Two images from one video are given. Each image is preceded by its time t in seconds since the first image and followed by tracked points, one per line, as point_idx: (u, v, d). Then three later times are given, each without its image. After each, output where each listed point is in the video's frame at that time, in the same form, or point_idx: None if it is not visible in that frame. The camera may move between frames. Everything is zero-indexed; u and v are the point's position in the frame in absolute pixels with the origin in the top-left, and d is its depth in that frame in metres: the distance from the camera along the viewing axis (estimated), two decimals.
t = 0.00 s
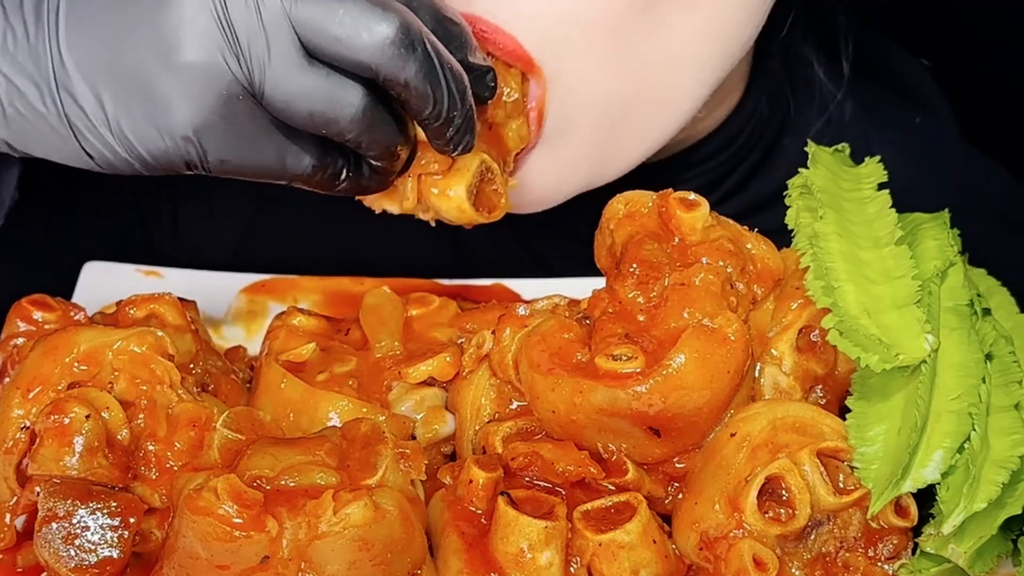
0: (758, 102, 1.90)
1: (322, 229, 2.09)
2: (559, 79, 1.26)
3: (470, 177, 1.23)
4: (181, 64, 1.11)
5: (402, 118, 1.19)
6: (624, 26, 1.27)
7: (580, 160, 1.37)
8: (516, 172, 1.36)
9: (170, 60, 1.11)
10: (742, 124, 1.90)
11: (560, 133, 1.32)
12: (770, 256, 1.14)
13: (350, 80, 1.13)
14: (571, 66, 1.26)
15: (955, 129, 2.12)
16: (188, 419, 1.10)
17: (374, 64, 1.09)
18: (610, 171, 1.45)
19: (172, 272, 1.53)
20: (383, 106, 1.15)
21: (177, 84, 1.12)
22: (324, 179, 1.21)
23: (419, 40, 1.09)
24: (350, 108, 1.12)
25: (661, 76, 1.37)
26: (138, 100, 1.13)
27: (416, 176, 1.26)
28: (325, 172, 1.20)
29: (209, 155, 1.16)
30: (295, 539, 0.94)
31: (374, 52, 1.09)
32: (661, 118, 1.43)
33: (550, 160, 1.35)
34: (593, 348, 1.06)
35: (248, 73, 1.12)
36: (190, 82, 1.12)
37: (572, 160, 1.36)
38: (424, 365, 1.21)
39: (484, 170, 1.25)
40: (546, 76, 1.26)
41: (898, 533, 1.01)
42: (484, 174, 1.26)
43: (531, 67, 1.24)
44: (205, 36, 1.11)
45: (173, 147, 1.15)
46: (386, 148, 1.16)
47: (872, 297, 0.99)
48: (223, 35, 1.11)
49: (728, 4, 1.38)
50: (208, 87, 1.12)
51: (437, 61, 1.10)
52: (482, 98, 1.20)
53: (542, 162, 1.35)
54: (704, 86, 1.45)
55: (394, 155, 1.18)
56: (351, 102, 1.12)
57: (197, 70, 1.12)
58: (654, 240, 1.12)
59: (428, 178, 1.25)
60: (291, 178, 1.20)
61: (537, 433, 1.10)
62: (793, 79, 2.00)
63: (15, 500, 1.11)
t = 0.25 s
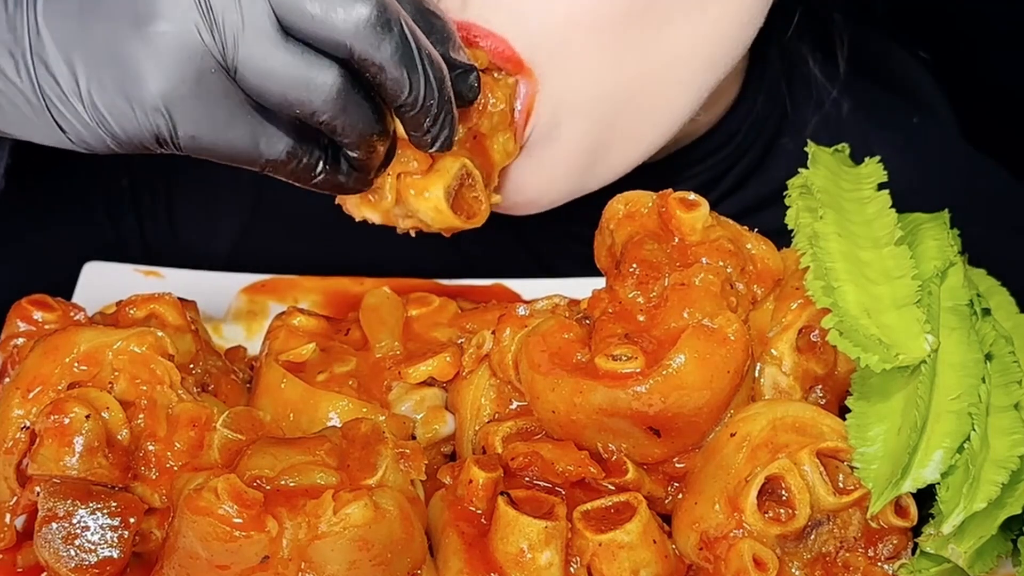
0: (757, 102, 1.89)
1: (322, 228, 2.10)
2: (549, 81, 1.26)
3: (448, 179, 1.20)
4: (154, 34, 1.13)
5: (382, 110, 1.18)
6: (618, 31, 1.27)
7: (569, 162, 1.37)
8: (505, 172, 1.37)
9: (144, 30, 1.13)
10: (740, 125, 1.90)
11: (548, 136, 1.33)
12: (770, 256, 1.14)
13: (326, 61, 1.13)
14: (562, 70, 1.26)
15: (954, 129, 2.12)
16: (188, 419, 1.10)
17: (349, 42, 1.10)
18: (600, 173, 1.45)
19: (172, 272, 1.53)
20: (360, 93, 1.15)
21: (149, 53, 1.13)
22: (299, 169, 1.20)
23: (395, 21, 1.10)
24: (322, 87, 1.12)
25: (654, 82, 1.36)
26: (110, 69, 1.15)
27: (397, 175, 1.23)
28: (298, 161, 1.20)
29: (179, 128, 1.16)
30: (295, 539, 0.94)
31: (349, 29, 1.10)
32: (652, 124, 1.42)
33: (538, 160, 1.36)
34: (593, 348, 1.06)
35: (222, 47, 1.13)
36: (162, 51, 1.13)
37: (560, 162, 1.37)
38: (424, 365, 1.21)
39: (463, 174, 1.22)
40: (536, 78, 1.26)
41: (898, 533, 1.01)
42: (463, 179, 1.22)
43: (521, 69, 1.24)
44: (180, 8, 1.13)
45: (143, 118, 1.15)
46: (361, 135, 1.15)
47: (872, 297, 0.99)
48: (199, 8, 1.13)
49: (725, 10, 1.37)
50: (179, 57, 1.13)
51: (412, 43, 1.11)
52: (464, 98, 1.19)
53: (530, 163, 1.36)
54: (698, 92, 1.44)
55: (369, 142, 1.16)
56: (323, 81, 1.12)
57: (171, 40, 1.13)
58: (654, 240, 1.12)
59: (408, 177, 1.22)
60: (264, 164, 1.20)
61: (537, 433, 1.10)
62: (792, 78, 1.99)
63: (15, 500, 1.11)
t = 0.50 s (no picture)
0: (757, 102, 1.89)
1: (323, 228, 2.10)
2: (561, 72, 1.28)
3: (441, 172, 1.17)
4: (146, 23, 1.14)
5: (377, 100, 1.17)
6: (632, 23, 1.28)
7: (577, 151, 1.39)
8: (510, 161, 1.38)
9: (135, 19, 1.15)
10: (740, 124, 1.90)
11: (558, 125, 1.34)
12: (769, 256, 1.14)
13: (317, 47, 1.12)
14: (574, 61, 1.27)
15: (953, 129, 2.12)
16: (188, 419, 1.10)
17: (340, 27, 1.09)
18: (604, 164, 1.46)
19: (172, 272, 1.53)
20: (355, 80, 1.13)
21: (141, 42, 1.14)
22: (294, 159, 1.19)
23: (387, 6, 1.09)
24: (313, 72, 1.11)
25: (662, 73, 1.38)
26: (101, 58, 1.16)
27: (391, 164, 1.20)
28: (293, 151, 1.18)
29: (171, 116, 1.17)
30: (295, 539, 0.94)
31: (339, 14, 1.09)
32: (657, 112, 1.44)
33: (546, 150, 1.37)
34: (593, 348, 1.06)
35: (213, 34, 1.13)
36: (154, 40, 1.14)
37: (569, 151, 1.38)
38: (424, 365, 1.21)
39: (456, 169, 1.20)
40: (549, 70, 1.27)
41: (898, 533, 1.01)
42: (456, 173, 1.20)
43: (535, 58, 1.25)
44: None
45: (137, 108, 1.17)
46: (356, 123, 1.14)
47: (872, 297, 0.99)
48: None
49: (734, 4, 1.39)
50: (169, 46, 1.14)
51: (404, 27, 1.10)
52: (458, 87, 1.18)
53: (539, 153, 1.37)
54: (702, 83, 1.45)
55: (363, 130, 1.15)
56: (315, 66, 1.11)
57: (161, 29, 1.14)
58: (654, 240, 1.12)
59: (401, 168, 1.19)
60: (258, 154, 1.19)
61: (536, 433, 1.10)
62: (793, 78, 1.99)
63: (15, 500, 1.11)
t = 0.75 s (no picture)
0: (759, 103, 1.90)
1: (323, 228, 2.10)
2: (581, 73, 1.28)
3: (489, 171, 1.23)
4: (197, 37, 1.16)
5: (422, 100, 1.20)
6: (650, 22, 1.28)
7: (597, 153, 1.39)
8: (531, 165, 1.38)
9: (186, 33, 1.16)
10: (741, 125, 1.90)
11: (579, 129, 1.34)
12: (769, 256, 1.14)
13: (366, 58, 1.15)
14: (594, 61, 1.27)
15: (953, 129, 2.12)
16: (188, 419, 1.10)
17: (391, 39, 1.11)
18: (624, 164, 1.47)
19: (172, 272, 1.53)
20: (400, 88, 1.17)
21: (193, 56, 1.16)
22: (339, 164, 1.22)
23: (434, 17, 1.11)
24: (364, 83, 1.13)
25: (677, 69, 1.38)
26: (153, 74, 1.18)
27: (435, 166, 1.25)
28: (337, 157, 1.22)
29: (223, 128, 1.19)
30: (295, 539, 0.94)
31: (390, 27, 1.11)
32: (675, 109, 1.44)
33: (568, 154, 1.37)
34: (593, 348, 1.06)
35: (265, 48, 1.15)
36: (204, 54, 1.16)
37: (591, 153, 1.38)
38: (424, 365, 1.21)
39: (498, 165, 1.25)
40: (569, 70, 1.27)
41: (898, 533, 1.02)
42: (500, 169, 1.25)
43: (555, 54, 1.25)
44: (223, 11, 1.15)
45: (188, 119, 1.18)
46: (402, 129, 1.18)
47: (872, 297, 0.99)
48: (240, 10, 1.15)
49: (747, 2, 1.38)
50: (220, 59, 1.16)
51: (452, 38, 1.12)
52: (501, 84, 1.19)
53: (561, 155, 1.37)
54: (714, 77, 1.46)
55: (410, 134, 1.19)
56: (364, 77, 1.13)
57: (212, 41, 1.15)
58: (654, 240, 1.12)
59: (446, 168, 1.24)
60: (305, 160, 1.22)
61: (536, 433, 1.10)
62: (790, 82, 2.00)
63: (15, 500, 1.11)
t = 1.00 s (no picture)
0: (761, 103, 1.88)
1: (324, 229, 2.09)
2: (586, 71, 1.29)
3: (515, 151, 1.30)
4: (235, 70, 1.16)
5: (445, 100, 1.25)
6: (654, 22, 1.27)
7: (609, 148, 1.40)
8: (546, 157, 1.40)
9: (223, 65, 1.16)
10: (744, 125, 1.88)
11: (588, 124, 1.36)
12: (769, 256, 1.14)
13: (398, 76, 1.18)
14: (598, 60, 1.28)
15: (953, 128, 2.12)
16: (188, 419, 1.10)
17: (422, 62, 1.14)
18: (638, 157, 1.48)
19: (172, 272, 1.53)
20: (428, 98, 1.21)
21: (232, 89, 1.17)
22: (368, 164, 1.29)
23: (464, 37, 1.14)
24: (397, 105, 1.18)
25: (687, 68, 1.37)
26: (192, 104, 1.18)
27: (463, 155, 1.34)
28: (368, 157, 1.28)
29: (262, 153, 1.22)
30: (295, 539, 0.94)
31: (420, 51, 1.13)
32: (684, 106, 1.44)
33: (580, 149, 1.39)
34: (593, 348, 1.06)
35: (301, 76, 1.17)
36: (243, 85, 1.17)
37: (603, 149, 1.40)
38: (424, 365, 1.21)
39: (524, 145, 1.33)
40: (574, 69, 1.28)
41: (898, 533, 1.01)
42: (525, 153, 1.35)
43: (559, 46, 1.26)
44: (257, 41, 1.16)
45: (229, 148, 1.20)
46: (431, 135, 1.23)
47: (872, 297, 0.99)
48: (274, 38, 1.16)
49: None
50: (259, 89, 1.17)
51: (483, 54, 1.15)
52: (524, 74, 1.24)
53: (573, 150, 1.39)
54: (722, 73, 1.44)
55: (439, 139, 1.24)
56: (397, 97, 1.18)
57: (251, 72, 1.16)
58: (654, 240, 1.12)
59: (473, 158, 1.33)
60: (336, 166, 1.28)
61: (536, 433, 1.10)
62: (791, 85, 1.98)
63: (15, 500, 1.11)
